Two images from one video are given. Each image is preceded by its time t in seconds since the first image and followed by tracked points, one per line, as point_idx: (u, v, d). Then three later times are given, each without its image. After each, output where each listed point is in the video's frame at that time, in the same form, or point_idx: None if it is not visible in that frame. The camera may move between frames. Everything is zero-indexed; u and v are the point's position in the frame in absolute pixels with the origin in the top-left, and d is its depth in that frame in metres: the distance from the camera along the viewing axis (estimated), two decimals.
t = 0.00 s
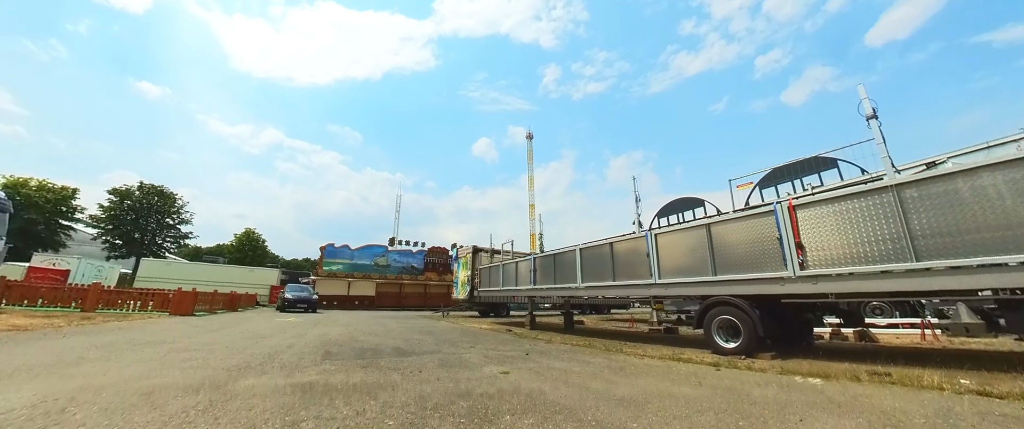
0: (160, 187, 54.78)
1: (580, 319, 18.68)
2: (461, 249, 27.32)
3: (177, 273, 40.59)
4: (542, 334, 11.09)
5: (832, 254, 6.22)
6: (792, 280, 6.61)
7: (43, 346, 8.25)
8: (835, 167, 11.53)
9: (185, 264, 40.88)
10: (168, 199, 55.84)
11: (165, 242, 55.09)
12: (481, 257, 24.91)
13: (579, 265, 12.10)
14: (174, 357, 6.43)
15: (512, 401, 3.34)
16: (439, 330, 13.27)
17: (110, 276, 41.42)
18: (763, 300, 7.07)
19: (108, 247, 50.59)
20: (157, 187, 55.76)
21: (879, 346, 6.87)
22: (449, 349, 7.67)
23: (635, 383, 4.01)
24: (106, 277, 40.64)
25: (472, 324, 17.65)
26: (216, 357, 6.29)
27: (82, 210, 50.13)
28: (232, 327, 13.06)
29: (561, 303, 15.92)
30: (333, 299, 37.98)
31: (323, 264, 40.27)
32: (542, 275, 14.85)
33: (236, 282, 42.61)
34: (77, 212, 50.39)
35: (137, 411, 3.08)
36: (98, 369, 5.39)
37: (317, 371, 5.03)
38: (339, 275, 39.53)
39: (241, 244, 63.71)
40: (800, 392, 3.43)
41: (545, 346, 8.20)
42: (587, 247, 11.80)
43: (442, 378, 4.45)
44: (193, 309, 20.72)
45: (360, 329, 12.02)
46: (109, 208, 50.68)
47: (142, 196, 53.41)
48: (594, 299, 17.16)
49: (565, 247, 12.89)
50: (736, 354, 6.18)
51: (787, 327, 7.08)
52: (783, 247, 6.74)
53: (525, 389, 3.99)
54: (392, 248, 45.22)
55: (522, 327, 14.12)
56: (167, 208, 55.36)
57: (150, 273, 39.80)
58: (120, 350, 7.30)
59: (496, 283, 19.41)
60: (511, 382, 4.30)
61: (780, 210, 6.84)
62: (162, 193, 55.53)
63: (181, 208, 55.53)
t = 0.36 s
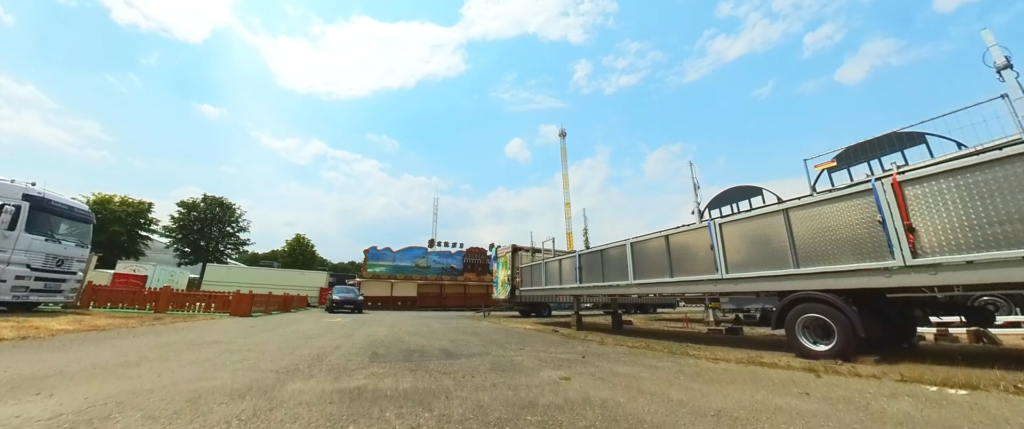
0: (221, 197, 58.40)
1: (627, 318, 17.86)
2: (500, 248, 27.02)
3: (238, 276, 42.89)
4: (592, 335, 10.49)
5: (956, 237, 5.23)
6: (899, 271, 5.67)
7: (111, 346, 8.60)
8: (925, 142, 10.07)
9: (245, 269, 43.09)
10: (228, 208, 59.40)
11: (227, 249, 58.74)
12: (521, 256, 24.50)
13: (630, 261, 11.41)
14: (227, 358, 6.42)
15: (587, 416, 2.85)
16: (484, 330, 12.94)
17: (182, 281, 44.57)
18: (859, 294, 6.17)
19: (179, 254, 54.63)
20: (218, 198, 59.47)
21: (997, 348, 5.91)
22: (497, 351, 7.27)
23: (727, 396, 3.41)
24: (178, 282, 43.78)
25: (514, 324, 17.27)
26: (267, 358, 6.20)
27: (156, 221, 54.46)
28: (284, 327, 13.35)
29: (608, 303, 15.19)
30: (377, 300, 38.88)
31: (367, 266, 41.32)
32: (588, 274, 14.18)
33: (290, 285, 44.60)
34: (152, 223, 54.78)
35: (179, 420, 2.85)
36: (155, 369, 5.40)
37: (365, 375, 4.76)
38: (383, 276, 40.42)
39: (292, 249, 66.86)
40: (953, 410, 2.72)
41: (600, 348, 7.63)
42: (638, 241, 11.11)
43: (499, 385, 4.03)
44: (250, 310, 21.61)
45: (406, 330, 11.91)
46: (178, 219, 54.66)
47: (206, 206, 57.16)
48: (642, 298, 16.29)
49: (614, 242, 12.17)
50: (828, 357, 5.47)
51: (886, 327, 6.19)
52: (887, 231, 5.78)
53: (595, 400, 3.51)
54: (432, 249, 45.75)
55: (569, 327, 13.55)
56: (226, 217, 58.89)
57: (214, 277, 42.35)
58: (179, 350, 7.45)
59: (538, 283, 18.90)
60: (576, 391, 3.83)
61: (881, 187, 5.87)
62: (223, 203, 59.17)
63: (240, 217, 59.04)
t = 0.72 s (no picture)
0: (267, 205, 61.05)
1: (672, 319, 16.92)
2: (534, 248, 26.50)
3: (284, 279, 44.53)
4: (640, 338, 9.79)
5: None
6: None
7: (161, 348, 8.73)
8: None
9: (290, 272, 44.71)
10: (274, 216, 62.13)
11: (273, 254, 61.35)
12: (556, 255, 23.85)
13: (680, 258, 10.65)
14: (265, 362, 6.25)
15: None
16: (523, 332, 12.45)
17: (233, 284, 46.90)
18: (979, 290, 5.30)
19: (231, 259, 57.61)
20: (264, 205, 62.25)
21: None
22: (542, 357, 6.77)
23: (842, 423, 2.75)
24: (229, 285, 46.10)
25: (553, 325, 16.67)
26: (303, 363, 5.97)
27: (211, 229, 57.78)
28: (325, 329, 13.39)
29: (652, 303, 14.36)
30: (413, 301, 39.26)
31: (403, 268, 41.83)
32: (631, 272, 13.38)
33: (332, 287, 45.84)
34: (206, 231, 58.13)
35: None
36: (192, 375, 5.24)
37: (403, 385, 4.37)
38: (418, 277, 40.79)
39: (332, 253, 69.01)
40: None
41: (654, 353, 6.98)
42: (690, 235, 10.37)
43: (552, 400, 3.52)
44: (294, 312, 22.08)
45: (444, 332, 11.61)
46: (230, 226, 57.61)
47: (254, 214, 59.96)
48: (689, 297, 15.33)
49: (662, 238, 11.40)
50: (943, 366, 4.74)
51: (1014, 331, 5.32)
52: (1017, 212, 4.84)
53: (671, 421, 2.93)
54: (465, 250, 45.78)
55: (612, 329, 12.85)
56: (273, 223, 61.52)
57: (262, 280, 44.06)
58: (221, 353, 7.39)
59: (575, 282, 18.19)
60: (645, 408, 3.27)
61: (1007, 160, 4.94)
62: (269, 210, 61.79)
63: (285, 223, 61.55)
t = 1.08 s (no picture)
0: (301, 209, 62.77)
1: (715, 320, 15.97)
2: (563, 246, 25.79)
3: (319, 281, 45.48)
4: (688, 341, 9.04)
5: None
6: None
7: (195, 347, 8.67)
8: None
9: (324, 274, 45.68)
10: (309, 220, 63.91)
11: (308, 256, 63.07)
12: (587, 254, 23.12)
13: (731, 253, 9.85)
14: (292, 366, 5.96)
15: None
16: (558, 333, 11.87)
17: (271, 285, 48.39)
18: None
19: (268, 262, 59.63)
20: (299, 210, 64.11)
21: None
22: (584, 362, 6.18)
23: None
24: (267, 287, 47.62)
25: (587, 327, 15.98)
26: (330, 368, 5.60)
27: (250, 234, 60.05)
28: (356, 330, 13.20)
29: (694, 302, 13.45)
30: (443, 301, 39.24)
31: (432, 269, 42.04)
32: (671, 269, 12.51)
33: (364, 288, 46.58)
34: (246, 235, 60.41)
35: None
36: (215, 380, 4.97)
37: (434, 396, 3.90)
38: (447, 278, 40.80)
39: (363, 254, 70.37)
40: None
41: (709, 359, 6.27)
42: (742, 227, 9.59)
43: (611, 420, 2.95)
44: (327, 313, 22.16)
45: (476, 333, 11.16)
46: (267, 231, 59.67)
47: (290, 218, 61.90)
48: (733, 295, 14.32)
49: (708, 231, 10.51)
50: None
51: None
52: None
53: None
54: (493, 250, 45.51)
55: (652, 330, 12.09)
56: (308, 228, 63.25)
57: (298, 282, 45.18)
58: (250, 355, 7.19)
59: (609, 280, 17.36)
60: None
61: None
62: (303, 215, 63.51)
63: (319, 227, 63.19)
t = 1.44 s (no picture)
0: (328, 212, 63.93)
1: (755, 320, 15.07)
2: (588, 244, 25.02)
3: (346, 282, 46.04)
4: (735, 344, 8.30)
5: None
6: None
7: (216, 347, 8.48)
8: None
9: (351, 275, 46.23)
10: (336, 223, 65.07)
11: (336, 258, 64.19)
12: (614, 252, 22.32)
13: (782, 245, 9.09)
14: (307, 369, 5.58)
15: None
16: (587, 334, 11.27)
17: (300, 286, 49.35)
18: None
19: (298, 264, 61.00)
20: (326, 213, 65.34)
21: None
22: (621, 367, 5.57)
23: None
24: (297, 288, 48.60)
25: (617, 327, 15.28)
26: (346, 373, 5.18)
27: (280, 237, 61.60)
28: (379, 330, 12.93)
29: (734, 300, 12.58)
30: (466, 301, 39.04)
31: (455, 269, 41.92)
32: (711, 264, 11.65)
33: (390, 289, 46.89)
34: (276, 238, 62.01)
35: None
36: (223, 384, 4.60)
37: (456, 408, 3.38)
38: (470, 277, 40.56)
39: (388, 256, 71.17)
40: None
41: (765, 365, 5.55)
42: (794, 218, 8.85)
43: None
44: (352, 312, 21.95)
45: (501, 335, 10.67)
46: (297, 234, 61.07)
47: (318, 221, 63.17)
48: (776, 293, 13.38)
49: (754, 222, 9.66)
50: None
51: None
52: None
53: None
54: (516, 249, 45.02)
55: (689, 332, 11.30)
56: (335, 230, 64.35)
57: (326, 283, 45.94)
58: (267, 357, 6.88)
59: (637, 278, 16.51)
60: None
61: None
62: (330, 218, 64.57)
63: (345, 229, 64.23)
